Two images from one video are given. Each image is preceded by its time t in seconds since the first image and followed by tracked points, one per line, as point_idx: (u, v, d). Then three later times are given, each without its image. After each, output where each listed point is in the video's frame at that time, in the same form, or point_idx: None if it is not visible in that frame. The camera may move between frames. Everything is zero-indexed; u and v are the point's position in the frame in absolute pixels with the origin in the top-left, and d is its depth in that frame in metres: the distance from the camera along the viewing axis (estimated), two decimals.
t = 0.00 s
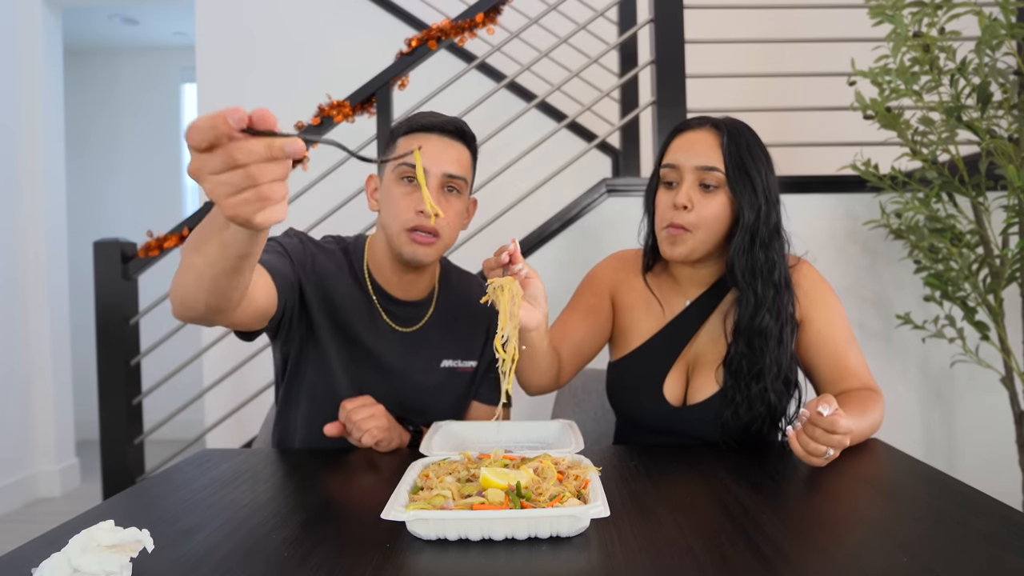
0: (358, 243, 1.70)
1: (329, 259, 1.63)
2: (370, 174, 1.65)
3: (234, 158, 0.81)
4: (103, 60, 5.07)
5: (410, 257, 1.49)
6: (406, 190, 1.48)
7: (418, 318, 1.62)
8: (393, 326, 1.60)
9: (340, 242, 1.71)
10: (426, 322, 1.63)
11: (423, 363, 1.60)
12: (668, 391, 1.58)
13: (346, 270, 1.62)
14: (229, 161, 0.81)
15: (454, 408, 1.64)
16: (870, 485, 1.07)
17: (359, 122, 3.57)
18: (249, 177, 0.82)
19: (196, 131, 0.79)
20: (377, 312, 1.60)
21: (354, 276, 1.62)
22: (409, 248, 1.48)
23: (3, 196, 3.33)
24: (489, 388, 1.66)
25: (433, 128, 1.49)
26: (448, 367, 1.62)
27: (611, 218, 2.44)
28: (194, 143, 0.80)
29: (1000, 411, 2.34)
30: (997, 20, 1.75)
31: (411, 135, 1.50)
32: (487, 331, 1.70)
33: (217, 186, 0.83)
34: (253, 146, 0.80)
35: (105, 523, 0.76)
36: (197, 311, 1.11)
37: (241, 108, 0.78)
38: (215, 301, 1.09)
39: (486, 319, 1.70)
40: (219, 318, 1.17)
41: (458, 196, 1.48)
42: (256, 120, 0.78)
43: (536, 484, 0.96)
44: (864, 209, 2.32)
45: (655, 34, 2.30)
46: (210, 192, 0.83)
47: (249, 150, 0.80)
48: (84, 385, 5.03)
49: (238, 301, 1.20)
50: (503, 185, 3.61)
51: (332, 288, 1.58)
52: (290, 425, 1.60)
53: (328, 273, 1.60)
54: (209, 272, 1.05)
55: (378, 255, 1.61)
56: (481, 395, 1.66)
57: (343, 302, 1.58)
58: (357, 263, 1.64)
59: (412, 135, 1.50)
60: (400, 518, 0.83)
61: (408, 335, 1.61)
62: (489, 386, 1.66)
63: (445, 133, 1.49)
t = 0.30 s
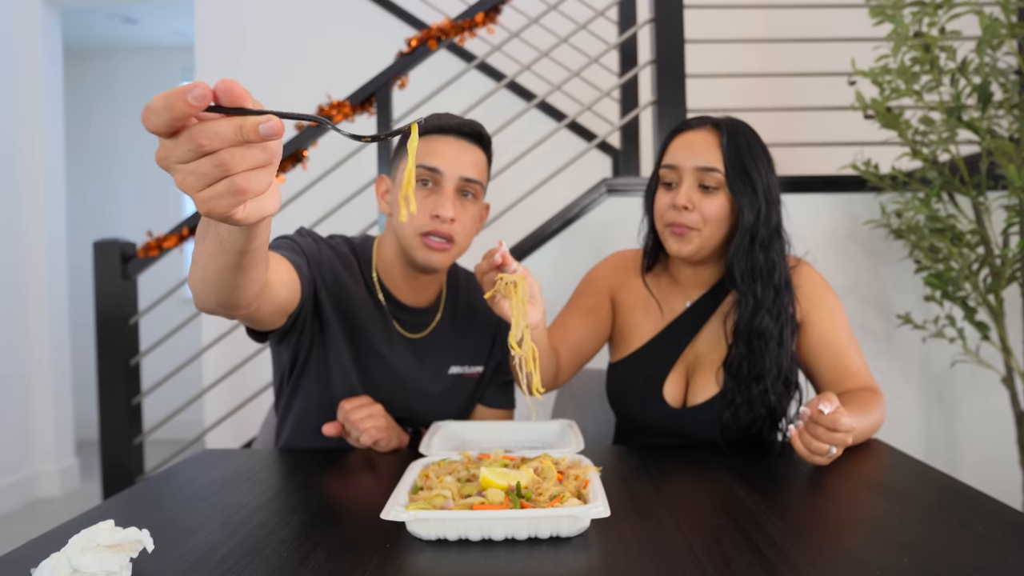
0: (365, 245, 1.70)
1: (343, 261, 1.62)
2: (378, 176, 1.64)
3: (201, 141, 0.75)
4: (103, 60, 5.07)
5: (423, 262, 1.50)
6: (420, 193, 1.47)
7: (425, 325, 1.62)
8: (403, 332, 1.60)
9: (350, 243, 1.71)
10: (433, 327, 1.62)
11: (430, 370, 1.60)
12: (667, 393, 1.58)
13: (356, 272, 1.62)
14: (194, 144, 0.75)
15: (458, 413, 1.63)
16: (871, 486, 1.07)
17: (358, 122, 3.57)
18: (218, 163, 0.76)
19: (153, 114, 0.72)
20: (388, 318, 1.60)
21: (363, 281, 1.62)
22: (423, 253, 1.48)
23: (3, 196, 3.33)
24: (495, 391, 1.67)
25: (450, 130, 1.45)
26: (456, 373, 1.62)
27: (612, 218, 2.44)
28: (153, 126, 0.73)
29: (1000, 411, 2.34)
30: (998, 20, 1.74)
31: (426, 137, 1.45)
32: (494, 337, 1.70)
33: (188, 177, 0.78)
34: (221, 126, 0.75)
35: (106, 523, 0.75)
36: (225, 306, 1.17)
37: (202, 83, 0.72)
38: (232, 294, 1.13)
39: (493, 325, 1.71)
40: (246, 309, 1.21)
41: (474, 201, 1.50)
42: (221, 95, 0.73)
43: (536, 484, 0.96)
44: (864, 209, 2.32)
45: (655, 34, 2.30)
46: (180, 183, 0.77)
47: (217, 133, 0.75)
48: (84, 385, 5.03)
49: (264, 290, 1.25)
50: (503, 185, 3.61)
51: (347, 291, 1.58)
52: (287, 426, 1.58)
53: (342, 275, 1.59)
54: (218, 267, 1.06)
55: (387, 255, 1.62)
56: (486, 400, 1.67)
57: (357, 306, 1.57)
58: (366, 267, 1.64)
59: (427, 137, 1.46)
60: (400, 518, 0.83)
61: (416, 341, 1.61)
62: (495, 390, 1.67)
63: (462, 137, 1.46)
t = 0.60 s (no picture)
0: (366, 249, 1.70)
1: (348, 269, 1.62)
2: (378, 180, 1.64)
3: (200, 167, 0.73)
4: (102, 61, 5.07)
5: (427, 266, 1.47)
6: (422, 198, 1.47)
7: (426, 329, 1.62)
8: (403, 335, 1.60)
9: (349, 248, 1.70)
10: (435, 329, 1.63)
11: (431, 374, 1.60)
12: (668, 393, 1.58)
13: (360, 278, 1.62)
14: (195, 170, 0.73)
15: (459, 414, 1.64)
16: (871, 486, 1.07)
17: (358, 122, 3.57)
18: (220, 190, 0.75)
19: (151, 136, 0.70)
20: (391, 326, 1.59)
21: (364, 286, 1.61)
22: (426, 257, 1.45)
23: (3, 196, 3.33)
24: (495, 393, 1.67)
25: (450, 134, 1.47)
26: (457, 378, 1.62)
27: (612, 218, 2.44)
28: (151, 148, 0.71)
29: (1000, 410, 2.34)
30: (999, 20, 1.73)
31: (428, 140, 1.49)
32: (495, 340, 1.71)
33: (187, 202, 0.76)
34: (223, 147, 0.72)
35: (105, 524, 0.75)
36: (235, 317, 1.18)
37: (204, 100, 0.69)
38: (241, 304, 1.14)
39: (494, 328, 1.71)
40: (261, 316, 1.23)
41: (476, 206, 1.50)
42: (225, 113, 0.69)
43: (536, 485, 0.96)
44: (864, 209, 2.32)
45: (655, 35, 2.30)
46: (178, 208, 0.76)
47: (220, 156, 0.72)
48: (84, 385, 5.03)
49: (279, 295, 1.28)
50: (503, 185, 3.61)
51: (352, 299, 1.57)
52: (288, 431, 1.58)
53: (347, 284, 1.58)
54: (221, 277, 1.06)
55: (388, 258, 1.61)
56: (486, 401, 1.67)
57: (362, 314, 1.57)
58: (367, 274, 1.63)
59: (429, 141, 1.49)
60: (400, 518, 0.83)
61: (419, 347, 1.61)
62: (495, 393, 1.67)
63: (464, 140, 1.48)
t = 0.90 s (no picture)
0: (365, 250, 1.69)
1: (349, 271, 1.62)
2: (375, 182, 1.63)
3: (211, 175, 0.72)
4: (102, 60, 5.07)
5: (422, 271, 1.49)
6: (418, 201, 1.46)
7: (425, 332, 1.62)
8: (402, 337, 1.60)
9: (349, 250, 1.69)
10: (436, 330, 1.63)
11: (432, 376, 1.60)
12: (668, 394, 1.58)
13: (359, 279, 1.62)
14: (206, 179, 0.73)
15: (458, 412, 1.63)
16: (872, 486, 1.07)
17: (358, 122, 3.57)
18: (229, 201, 0.75)
19: (163, 145, 0.70)
20: (391, 328, 1.59)
21: (363, 288, 1.61)
22: (422, 260, 1.47)
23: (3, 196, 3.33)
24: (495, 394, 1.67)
25: (446, 136, 1.46)
26: (456, 380, 1.62)
27: (612, 219, 2.44)
28: (160, 158, 0.71)
29: (1000, 410, 2.34)
30: (999, 20, 1.73)
31: (423, 142, 1.47)
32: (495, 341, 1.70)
33: (196, 211, 0.76)
34: (235, 155, 0.72)
35: (105, 524, 0.75)
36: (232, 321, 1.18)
37: (217, 109, 0.68)
38: (240, 311, 1.14)
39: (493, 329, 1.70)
40: (263, 320, 1.23)
41: (473, 208, 1.51)
42: (238, 123, 0.68)
43: (536, 485, 0.96)
44: (865, 209, 2.32)
45: (655, 35, 2.30)
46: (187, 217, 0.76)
47: (231, 166, 0.72)
48: (84, 386, 5.03)
49: (280, 301, 1.27)
50: (503, 185, 3.61)
51: (352, 301, 1.57)
52: (288, 433, 1.58)
53: (348, 285, 1.58)
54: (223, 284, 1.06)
55: (387, 260, 1.61)
56: (486, 402, 1.66)
57: (362, 316, 1.57)
58: (367, 276, 1.63)
59: (425, 143, 1.47)
60: (400, 518, 0.83)
61: (419, 348, 1.61)
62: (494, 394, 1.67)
63: (461, 142, 1.47)
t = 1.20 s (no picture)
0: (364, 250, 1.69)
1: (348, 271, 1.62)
2: (372, 182, 1.62)
3: (220, 181, 0.73)
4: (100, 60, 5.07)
5: (426, 270, 1.49)
6: (417, 202, 1.44)
7: (423, 330, 1.62)
8: (400, 337, 1.60)
9: (348, 250, 1.69)
10: (434, 329, 1.62)
11: (431, 376, 1.60)
12: (668, 394, 1.58)
13: (359, 280, 1.62)
14: (214, 185, 0.73)
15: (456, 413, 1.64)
16: (871, 486, 1.07)
17: (358, 122, 3.58)
18: (238, 206, 0.75)
19: (172, 151, 0.70)
20: (390, 328, 1.59)
21: (362, 288, 1.61)
22: (425, 261, 1.47)
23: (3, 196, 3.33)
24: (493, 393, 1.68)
25: (443, 135, 1.47)
26: (456, 379, 1.62)
27: (611, 219, 2.44)
28: (171, 163, 0.72)
29: (1001, 410, 2.34)
30: (999, 20, 1.73)
31: (421, 141, 1.47)
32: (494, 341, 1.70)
33: (203, 216, 0.77)
34: (244, 160, 0.72)
35: (105, 523, 0.75)
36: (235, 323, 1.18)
37: (226, 114, 0.68)
38: (243, 314, 1.14)
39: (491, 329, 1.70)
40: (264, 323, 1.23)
41: (471, 207, 1.49)
42: (247, 126, 0.68)
43: (536, 485, 0.96)
44: (864, 208, 2.32)
45: (655, 35, 2.29)
46: (194, 222, 0.77)
47: (239, 171, 0.72)
48: (84, 386, 5.03)
49: (281, 304, 1.27)
50: (503, 185, 3.61)
51: (352, 301, 1.57)
52: (289, 434, 1.58)
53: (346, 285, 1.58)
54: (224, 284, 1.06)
55: (386, 261, 1.61)
56: (488, 402, 1.66)
57: (361, 316, 1.57)
58: (366, 276, 1.63)
59: (422, 142, 1.47)
60: (400, 518, 0.83)
61: (418, 348, 1.61)
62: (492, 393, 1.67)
63: (457, 139, 1.48)
